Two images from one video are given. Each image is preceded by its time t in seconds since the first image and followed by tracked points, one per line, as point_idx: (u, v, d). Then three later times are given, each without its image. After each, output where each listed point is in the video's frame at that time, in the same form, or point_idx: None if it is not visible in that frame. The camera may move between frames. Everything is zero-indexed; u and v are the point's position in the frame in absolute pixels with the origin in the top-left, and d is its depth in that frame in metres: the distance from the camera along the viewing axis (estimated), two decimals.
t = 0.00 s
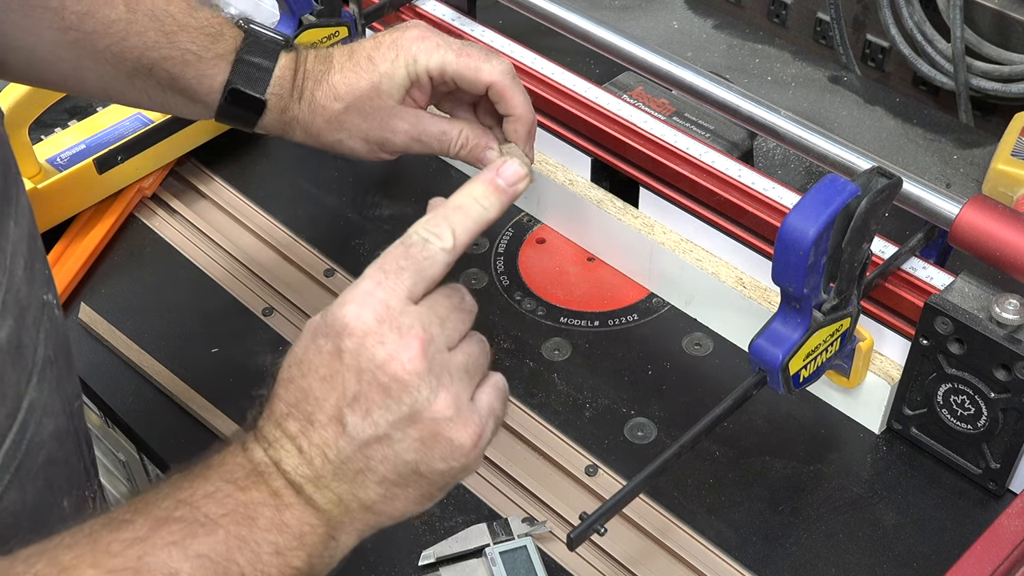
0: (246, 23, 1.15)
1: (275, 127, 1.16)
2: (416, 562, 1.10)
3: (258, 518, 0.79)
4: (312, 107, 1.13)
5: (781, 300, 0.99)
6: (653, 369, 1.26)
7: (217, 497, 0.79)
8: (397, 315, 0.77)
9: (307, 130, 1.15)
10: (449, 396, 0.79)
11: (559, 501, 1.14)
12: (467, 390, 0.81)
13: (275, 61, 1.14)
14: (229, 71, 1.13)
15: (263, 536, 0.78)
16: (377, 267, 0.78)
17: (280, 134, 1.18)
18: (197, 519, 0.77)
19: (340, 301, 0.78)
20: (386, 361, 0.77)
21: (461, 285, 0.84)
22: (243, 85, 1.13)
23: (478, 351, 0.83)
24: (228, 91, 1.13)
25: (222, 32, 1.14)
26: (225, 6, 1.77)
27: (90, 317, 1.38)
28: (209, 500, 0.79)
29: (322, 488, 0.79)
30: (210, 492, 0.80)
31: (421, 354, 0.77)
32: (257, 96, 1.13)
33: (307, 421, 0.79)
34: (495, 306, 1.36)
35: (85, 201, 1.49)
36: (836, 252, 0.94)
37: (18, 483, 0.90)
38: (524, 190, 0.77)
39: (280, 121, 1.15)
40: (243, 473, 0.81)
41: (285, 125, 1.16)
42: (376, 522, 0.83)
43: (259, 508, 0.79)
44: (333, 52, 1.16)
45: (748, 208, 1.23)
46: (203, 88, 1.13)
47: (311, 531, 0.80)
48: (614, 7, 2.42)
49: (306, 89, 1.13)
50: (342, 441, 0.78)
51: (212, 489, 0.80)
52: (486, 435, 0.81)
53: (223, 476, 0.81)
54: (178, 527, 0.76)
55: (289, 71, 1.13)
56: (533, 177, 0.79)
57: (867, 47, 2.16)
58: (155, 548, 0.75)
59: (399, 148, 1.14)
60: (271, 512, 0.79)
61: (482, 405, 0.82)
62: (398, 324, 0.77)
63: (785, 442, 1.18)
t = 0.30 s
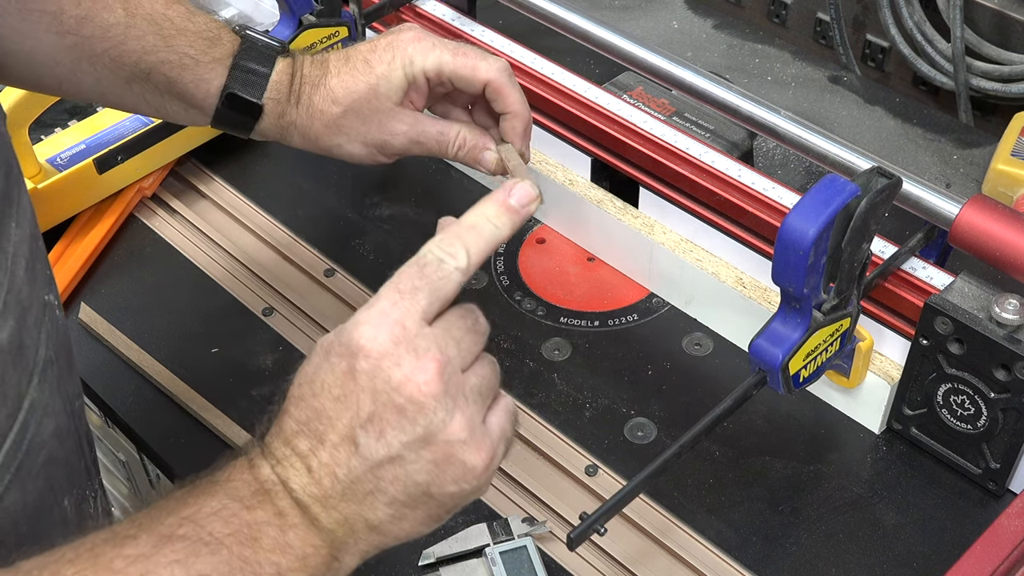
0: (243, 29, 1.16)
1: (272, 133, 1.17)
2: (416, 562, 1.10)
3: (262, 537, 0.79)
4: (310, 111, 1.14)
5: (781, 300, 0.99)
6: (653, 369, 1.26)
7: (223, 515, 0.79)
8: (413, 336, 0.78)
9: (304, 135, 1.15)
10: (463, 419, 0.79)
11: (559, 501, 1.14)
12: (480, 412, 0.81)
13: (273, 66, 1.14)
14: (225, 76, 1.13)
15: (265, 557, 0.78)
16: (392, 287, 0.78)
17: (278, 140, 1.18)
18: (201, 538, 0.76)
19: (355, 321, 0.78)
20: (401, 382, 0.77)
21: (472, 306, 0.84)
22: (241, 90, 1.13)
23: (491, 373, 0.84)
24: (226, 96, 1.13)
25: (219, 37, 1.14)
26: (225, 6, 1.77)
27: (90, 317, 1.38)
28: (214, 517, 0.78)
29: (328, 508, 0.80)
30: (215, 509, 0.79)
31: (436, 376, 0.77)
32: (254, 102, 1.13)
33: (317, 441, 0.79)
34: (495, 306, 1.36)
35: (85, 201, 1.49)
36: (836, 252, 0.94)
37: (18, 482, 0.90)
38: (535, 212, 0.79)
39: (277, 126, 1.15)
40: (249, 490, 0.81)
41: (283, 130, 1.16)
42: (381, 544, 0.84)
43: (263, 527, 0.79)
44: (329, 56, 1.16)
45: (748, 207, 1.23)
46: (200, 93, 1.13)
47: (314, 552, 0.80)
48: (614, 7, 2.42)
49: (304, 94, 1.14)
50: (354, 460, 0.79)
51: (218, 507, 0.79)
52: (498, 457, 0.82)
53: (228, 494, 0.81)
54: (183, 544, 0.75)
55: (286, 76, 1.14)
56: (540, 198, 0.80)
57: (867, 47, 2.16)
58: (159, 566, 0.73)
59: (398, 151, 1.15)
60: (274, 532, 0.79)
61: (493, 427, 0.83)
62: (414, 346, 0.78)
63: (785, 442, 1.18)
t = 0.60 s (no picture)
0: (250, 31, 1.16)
1: (279, 137, 1.16)
2: (416, 562, 1.10)
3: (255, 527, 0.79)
4: (316, 115, 1.13)
5: (781, 300, 0.99)
6: (653, 369, 1.26)
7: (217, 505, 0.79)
8: (398, 333, 0.77)
9: (312, 139, 1.15)
10: (450, 415, 0.79)
11: (559, 501, 1.14)
12: (468, 407, 0.81)
13: (279, 70, 1.14)
14: (230, 78, 1.13)
15: (259, 546, 0.78)
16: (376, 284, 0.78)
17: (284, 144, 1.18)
18: (196, 528, 0.76)
19: (339, 319, 0.77)
20: (386, 381, 0.76)
21: (464, 296, 0.83)
22: (246, 93, 1.13)
23: (482, 365, 0.83)
24: (231, 98, 1.13)
25: (224, 40, 1.15)
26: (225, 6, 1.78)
27: (90, 317, 1.38)
28: (209, 507, 0.79)
29: (320, 499, 0.80)
30: (209, 500, 0.79)
31: (421, 373, 0.77)
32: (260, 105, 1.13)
33: (306, 435, 0.80)
34: (495, 306, 1.36)
35: (85, 201, 1.49)
36: (836, 253, 0.94)
37: (16, 479, 0.90)
38: (526, 187, 0.76)
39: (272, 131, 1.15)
40: (243, 481, 0.81)
41: (288, 134, 1.15)
42: (374, 534, 0.84)
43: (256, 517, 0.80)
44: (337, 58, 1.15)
45: (748, 208, 1.23)
46: (205, 95, 1.13)
47: (307, 541, 0.81)
48: (614, 7, 2.42)
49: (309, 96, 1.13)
50: (342, 455, 0.79)
51: (213, 497, 0.80)
52: (486, 452, 0.82)
53: (222, 484, 0.81)
54: (178, 535, 0.76)
55: (293, 79, 1.13)
56: (534, 175, 0.78)
57: (867, 47, 2.16)
58: (155, 556, 0.74)
59: (406, 155, 1.13)
60: (268, 522, 0.80)
61: (483, 421, 0.82)
62: (399, 343, 0.77)
63: (785, 442, 1.18)
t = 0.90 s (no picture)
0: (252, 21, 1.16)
1: (285, 127, 1.16)
2: (416, 562, 1.10)
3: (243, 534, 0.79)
4: (321, 105, 1.13)
5: (781, 300, 0.99)
6: (653, 369, 1.26)
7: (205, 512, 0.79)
8: (387, 341, 0.77)
9: (317, 129, 1.15)
10: (438, 423, 0.79)
11: (558, 501, 1.14)
12: (456, 414, 0.81)
13: (284, 59, 1.14)
14: (235, 70, 1.13)
15: (248, 553, 0.79)
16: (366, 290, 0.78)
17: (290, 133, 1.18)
18: (183, 535, 0.77)
19: (329, 326, 0.77)
20: (375, 389, 0.76)
21: (454, 303, 0.83)
22: (251, 84, 1.13)
23: (471, 372, 0.83)
24: (236, 90, 1.12)
25: (228, 32, 1.14)
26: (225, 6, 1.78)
27: (90, 317, 1.38)
28: (196, 514, 0.79)
29: (308, 507, 0.80)
30: (196, 509, 0.80)
31: (410, 382, 0.77)
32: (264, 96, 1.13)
33: (294, 442, 0.80)
34: (495, 306, 1.36)
35: (85, 201, 1.49)
36: (836, 252, 0.94)
37: (8, 481, 0.89)
38: (517, 198, 0.76)
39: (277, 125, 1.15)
40: (230, 488, 0.82)
41: (294, 124, 1.15)
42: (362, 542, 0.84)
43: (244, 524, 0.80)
44: (339, 49, 1.16)
45: (748, 208, 1.23)
46: (209, 87, 1.13)
47: (296, 549, 0.81)
48: (614, 7, 2.42)
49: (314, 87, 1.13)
50: (330, 463, 0.79)
51: (200, 504, 0.80)
52: (475, 458, 0.82)
53: (210, 491, 0.81)
54: (165, 542, 0.76)
55: (298, 69, 1.13)
56: (525, 183, 0.78)
57: (867, 47, 2.16)
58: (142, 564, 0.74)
59: (411, 145, 1.14)
60: (256, 529, 0.80)
61: (472, 428, 0.82)
62: (388, 351, 0.77)
63: (785, 442, 1.18)
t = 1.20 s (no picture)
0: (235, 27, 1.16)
1: (265, 130, 1.16)
2: (416, 563, 1.10)
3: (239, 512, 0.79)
4: (302, 109, 1.13)
5: (781, 300, 0.99)
6: (653, 369, 1.26)
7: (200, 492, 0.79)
8: (391, 320, 0.80)
9: (296, 132, 1.15)
10: (435, 400, 0.81)
11: (559, 501, 1.14)
12: (449, 394, 0.83)
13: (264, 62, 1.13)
14: (218, 72, 1.12)
15: (242, 531, 0.78)
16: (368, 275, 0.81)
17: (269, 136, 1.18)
18: (180, 514, 0.76)
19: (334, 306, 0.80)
20: (379, 364, 0.79)
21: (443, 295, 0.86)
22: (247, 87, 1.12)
23: (461, 357, 0.86)
24: (217, 92, 1.12)
25: (211, 35, 1.14)
26: (225, 6, 1.78)
27: (90, 317, 1.38)
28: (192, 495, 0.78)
29: (302, 484, 0.81)
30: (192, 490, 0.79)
31: (412, 358, 0.79)
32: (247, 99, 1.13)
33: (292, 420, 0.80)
34: (494, 306, 1.36)
35: (85, 201, 1.49)
36: (836, 252, 0.94)
37: (7, 483, 0.89)
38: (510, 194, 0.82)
39: (267, 124, 1.15)
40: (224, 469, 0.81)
41: (275, 127, 1.15)
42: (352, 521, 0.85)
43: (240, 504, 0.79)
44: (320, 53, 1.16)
45: (748, 208, 1.23)
46: (191, 89, 1.12)
47: (290, 528, 0.81)
48: (614, 7, 2.42)
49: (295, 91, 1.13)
50: (328, 438, 0.80)
51: (195, 486, 0.79)
52: (466, 437, 0.84)
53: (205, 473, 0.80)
54: (163, 521, 0.75)
55: (279, 72, 1.13)
56: (516, 184, 0.84)
57: (867, 47, 2.16)
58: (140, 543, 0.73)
59: (389, 150, 1.15)
60: (251, 507, 0.80)
61: (463, 410, 0.85)
62: (392, 329, 0.80)
63: (785, 442, 1.18)
